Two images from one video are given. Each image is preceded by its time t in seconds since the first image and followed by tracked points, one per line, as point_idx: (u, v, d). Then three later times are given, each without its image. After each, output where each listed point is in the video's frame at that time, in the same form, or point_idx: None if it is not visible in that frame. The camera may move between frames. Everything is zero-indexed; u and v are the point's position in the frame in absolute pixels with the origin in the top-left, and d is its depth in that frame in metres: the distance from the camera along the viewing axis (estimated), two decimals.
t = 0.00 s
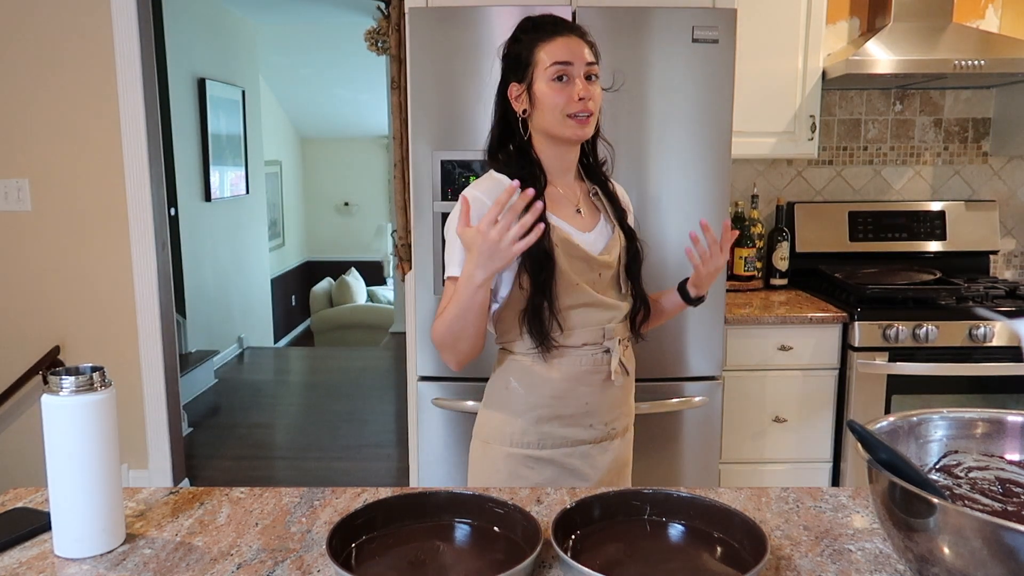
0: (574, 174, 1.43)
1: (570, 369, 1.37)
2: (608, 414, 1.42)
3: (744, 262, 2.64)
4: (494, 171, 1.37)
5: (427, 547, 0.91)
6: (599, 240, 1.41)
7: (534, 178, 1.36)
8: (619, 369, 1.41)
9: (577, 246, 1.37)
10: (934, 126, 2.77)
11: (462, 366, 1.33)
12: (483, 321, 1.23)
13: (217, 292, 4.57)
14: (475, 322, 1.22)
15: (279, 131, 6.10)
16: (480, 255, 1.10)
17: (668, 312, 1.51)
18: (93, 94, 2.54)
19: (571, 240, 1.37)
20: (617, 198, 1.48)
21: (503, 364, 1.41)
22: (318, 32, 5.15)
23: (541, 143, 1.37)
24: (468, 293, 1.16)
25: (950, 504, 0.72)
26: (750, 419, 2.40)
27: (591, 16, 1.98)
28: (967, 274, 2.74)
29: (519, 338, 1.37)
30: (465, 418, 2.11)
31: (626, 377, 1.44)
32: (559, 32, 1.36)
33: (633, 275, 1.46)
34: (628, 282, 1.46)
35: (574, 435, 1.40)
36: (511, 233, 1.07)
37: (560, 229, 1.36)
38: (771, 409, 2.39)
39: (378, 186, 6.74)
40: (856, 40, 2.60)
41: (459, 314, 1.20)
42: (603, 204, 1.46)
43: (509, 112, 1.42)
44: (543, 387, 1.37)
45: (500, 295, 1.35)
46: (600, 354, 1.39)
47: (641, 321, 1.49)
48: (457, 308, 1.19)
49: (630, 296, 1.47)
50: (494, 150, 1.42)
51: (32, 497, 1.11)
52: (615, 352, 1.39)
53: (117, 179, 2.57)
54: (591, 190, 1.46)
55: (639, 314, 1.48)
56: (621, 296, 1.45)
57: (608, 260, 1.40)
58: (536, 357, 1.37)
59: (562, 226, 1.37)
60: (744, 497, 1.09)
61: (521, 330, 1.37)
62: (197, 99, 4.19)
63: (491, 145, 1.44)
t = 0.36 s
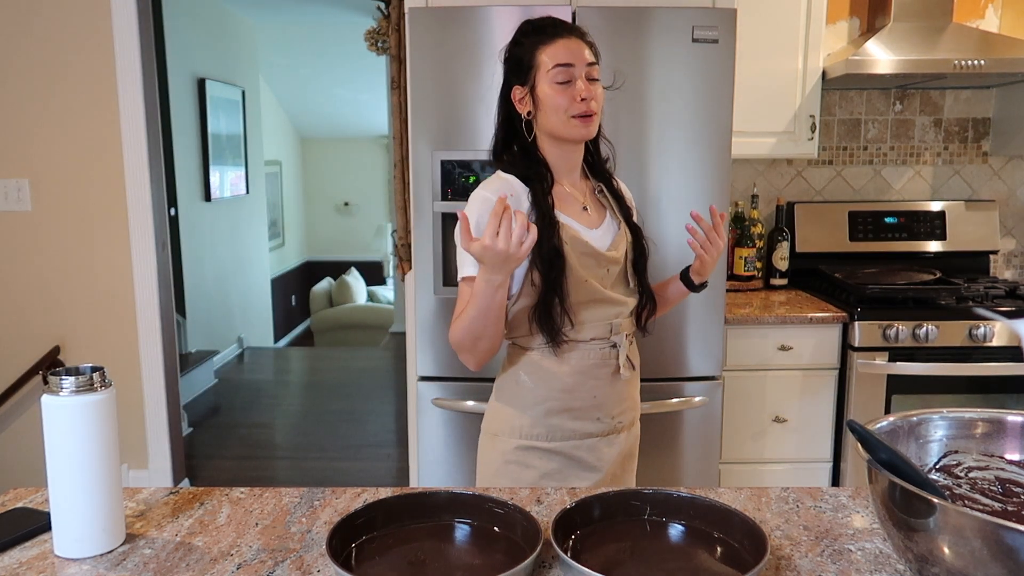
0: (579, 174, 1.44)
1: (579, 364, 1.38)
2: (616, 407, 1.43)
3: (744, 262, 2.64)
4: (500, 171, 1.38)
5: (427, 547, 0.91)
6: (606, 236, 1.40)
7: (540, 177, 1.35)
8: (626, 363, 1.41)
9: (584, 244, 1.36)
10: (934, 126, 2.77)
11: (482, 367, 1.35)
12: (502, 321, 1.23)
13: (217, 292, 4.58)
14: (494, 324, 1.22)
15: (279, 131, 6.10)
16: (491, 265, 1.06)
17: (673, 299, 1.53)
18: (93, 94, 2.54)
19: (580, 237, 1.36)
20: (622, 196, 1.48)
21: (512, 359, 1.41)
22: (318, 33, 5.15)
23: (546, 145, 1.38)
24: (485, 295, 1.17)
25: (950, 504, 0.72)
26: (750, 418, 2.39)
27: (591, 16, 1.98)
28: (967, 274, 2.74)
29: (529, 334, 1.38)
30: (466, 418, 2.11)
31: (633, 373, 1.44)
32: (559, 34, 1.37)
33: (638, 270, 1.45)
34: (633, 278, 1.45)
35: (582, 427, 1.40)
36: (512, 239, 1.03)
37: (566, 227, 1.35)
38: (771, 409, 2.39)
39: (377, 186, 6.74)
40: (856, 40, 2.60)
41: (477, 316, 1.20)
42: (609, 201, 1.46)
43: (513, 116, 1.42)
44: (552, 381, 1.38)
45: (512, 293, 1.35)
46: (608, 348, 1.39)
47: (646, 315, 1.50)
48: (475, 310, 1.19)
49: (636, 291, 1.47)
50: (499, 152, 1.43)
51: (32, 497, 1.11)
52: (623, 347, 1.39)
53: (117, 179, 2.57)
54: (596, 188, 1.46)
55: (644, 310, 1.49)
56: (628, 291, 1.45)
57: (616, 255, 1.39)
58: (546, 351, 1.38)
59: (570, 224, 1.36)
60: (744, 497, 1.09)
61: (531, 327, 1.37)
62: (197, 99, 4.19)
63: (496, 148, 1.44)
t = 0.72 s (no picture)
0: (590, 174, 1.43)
1: (582, 359, 1.39)
2: (619, 403, 1.43)
3: (743, 262, 2.64)
4: (511, 169, 1.40)
5: (427, 547, 0.91)
6: (614, 238, 1.40)
7: (550, 177, 1.36)
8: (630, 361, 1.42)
9: (590, 245, 1.36)
10: (934, 126, 2.77)
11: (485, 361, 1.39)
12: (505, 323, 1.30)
13: (217, 292, 4.58)
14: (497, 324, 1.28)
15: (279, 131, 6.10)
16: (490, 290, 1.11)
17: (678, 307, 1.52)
18: (93, 94, 2.54)
19: (586, 239, 1.36)
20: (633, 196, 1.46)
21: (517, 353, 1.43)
22: (318, 33, 5.15)
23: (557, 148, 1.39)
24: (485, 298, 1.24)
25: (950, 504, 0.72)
26: (750, 418, 2.39)
27: (591, 16, 1.97)
28: (967, 274, 2.74)
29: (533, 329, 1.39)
30: (466, 418, 2.11)
31: (637, 370, 1.45)
32: (572, 35, 1.36)
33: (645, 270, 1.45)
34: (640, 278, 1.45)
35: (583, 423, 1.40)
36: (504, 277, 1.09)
37: (573, 227, 1.36)
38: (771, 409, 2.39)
39: (377, 186, 6.75)
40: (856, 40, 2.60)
41: (479, 318, 1.27)
42: (620, 202, 1.44)
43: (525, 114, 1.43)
44: (557, 374, 1.38)
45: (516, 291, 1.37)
46: (612, 345, 1.40)
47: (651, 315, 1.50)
48: (479, 311, 1.26)
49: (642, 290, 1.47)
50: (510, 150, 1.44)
51: (32, 497, 1.11)
52: (626, 345, 1.40)
53: (117, 179, 2.57)
54: (607, 187, 1.45)
55: (649, 310, 1.49)
56: (634, 292, 1.45)
57: (624, 258, 1.39)
58: (549, 347, 1.39)
59: (576, 224, 1.36)
60: (744, 497, 1.09)
61: (536, 323, 1.39)
62: (197, 99, 4.19)
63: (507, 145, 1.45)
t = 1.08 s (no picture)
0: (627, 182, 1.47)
1: (614, 368, 1.40)
2: (652, 414, 1.43)
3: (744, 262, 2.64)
4: (548, 172, 1.42)
5: (427, 547, 0.91)
6: (647, 251, 1.41)
7: (587, 181, 1.40)
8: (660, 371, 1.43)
9: (625, 256, 1.37)
10: (934, 126, 2.77)
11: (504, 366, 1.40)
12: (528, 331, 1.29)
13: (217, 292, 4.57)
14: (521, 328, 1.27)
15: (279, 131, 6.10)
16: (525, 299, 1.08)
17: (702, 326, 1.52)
18: (93, 94, 2.54)
19: (621, 249, 1.38)
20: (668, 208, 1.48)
21: (547, 364, 1.44)
22: (318, 33, 5.15)
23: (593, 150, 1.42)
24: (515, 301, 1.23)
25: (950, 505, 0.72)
26: (750, 418, 2.40)
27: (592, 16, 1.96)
28: (967, 274, 2.74)
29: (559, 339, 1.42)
30: (466, 418, 2.11)
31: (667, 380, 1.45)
32: (622, 35, 1.42)
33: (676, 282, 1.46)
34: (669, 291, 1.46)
35: (615, 433, 1.40)
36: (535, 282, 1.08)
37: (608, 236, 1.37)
38: (771, 409, 2.39)
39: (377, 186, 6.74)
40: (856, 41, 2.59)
41: (508, 319, 1.26)
42: (655, 212, 1.46)
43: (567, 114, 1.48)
44: (588, 384, 1.39)
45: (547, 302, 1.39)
46: (644, 354, 1.41)
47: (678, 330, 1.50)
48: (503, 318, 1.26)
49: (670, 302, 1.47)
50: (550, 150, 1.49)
51: (32, 497, 1.11)
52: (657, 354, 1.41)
53: (117, 178, 2.57)
54: (642, 197, 1.47)
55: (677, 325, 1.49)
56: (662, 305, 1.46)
57: (656, 272, 1.40)
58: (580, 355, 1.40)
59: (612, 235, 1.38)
60: (744, 497, 1.09)
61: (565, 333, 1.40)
62: (197, 99, 4.19)
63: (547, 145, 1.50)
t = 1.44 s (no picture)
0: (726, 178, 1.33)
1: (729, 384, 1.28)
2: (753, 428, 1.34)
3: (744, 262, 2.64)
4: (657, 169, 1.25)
5: (428, 547, 0.91)
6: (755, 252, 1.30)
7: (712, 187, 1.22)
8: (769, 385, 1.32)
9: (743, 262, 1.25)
10: (934, 126, 2.77)
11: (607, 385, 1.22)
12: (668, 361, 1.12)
13: (217, 292, 4.58)
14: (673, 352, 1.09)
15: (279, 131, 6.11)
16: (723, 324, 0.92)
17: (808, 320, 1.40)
18: (93, 94, 2.54)
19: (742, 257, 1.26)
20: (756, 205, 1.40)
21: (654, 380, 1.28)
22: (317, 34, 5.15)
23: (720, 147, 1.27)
24: (679, 330, 1.04)
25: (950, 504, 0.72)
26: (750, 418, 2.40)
27: (591, 17, 1.95)
28: (967, 274, 2.74)
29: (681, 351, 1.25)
30: (467, 418, 2.11)
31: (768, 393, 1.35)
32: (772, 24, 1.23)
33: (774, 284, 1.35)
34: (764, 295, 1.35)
35: (725, 449, 1.30)
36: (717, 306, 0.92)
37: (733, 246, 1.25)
38: (771, 409, 2.40)
39: (377, 186, 6.75)
40: (856, 41, 2.59)
41: (659, 346, 1.07)
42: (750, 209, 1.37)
43: (695, 99, 1.24)
44: (706, 397, 1.27)
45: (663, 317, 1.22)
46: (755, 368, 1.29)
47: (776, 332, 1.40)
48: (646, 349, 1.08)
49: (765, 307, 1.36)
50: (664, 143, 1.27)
51: (32, 497, 1.11)
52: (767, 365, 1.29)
53: (117, 179, 2.57)
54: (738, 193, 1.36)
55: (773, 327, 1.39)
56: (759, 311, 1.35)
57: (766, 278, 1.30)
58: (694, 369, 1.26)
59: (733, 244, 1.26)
60: (744, 497, 1.09)
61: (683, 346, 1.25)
62: (197, 99, 4.19)
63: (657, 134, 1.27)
